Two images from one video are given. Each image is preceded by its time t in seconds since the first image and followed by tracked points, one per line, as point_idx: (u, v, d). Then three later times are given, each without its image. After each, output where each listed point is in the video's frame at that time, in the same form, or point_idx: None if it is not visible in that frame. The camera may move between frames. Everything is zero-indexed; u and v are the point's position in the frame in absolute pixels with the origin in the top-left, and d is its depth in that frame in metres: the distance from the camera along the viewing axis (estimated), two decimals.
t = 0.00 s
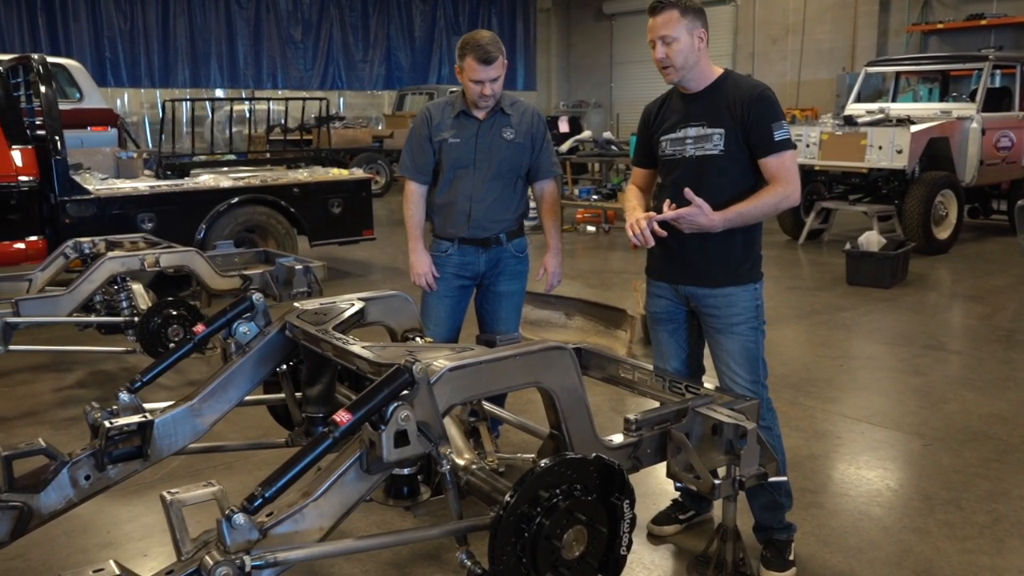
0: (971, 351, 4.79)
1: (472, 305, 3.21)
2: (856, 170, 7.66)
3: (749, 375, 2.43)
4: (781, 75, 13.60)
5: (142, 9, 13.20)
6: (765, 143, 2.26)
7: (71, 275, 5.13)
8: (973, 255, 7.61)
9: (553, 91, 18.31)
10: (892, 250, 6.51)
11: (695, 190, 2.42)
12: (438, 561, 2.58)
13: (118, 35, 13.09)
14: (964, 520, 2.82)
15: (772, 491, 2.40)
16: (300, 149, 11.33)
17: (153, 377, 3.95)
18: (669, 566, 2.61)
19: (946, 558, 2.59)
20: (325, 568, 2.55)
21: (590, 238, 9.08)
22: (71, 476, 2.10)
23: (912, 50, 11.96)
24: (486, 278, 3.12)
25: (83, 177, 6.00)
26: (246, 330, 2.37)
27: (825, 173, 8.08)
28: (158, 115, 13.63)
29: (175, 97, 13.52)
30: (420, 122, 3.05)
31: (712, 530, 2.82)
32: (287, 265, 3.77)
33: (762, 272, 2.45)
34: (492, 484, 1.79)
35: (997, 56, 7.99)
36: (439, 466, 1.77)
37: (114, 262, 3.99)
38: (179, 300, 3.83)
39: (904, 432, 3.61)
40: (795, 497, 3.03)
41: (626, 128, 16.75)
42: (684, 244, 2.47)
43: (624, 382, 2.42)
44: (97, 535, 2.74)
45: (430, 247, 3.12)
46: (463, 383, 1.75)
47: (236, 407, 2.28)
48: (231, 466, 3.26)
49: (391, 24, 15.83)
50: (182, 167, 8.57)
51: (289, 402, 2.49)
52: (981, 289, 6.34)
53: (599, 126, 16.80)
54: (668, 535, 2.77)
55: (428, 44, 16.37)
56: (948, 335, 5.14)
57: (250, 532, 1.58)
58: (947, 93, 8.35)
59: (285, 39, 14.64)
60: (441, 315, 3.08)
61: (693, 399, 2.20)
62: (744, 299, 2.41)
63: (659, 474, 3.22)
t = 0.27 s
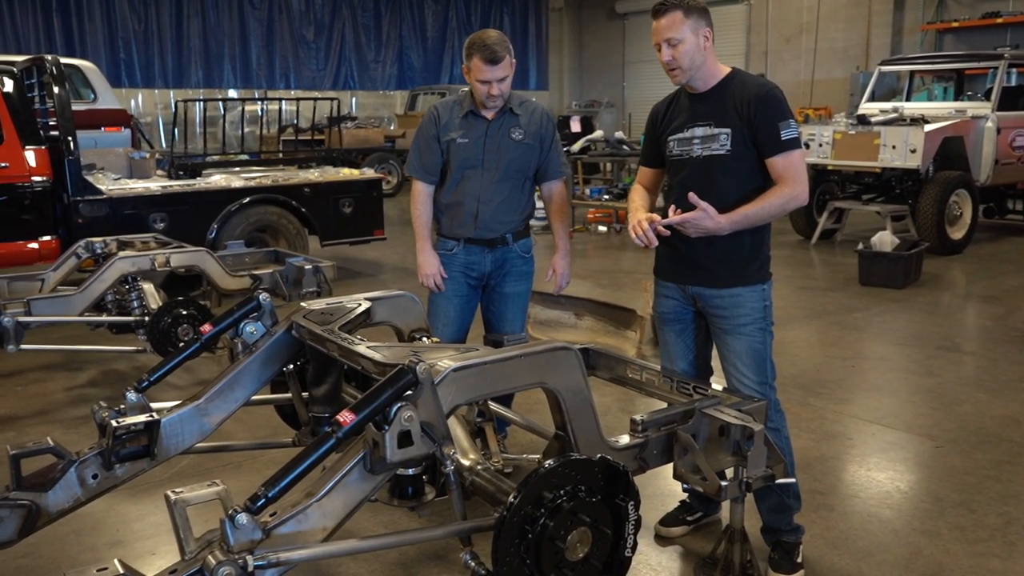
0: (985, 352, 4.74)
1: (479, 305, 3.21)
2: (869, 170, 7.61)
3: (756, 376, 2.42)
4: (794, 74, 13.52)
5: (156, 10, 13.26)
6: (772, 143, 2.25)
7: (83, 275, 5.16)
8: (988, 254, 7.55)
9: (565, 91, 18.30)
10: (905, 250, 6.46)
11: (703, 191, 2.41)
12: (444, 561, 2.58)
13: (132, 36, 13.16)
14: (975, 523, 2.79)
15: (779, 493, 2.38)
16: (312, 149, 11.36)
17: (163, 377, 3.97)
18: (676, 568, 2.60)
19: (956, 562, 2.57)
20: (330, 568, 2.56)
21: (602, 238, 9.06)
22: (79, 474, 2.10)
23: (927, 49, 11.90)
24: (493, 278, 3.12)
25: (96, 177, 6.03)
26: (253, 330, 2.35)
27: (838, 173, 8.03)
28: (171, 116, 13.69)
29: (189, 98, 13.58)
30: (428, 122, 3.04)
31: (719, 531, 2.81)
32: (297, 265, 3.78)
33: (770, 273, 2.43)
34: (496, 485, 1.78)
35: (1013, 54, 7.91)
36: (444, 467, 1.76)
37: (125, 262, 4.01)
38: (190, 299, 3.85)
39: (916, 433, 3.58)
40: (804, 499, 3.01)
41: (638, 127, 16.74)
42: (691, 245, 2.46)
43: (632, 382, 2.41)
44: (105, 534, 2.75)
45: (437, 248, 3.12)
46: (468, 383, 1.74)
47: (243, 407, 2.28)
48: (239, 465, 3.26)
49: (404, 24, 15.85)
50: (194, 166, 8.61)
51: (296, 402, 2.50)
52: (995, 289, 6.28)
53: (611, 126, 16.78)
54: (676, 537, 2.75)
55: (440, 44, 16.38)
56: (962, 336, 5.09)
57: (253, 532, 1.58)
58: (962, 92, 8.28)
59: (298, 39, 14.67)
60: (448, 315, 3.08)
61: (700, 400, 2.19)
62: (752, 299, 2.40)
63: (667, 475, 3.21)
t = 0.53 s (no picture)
0: (998, 353, 4.70)
1: (480, 306, 3.21)
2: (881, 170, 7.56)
3: (764, 377, 2.40)
4: (807, 74, 13.43)
5: (168, 11, 13.30)
6: (778, 142, 2.23)
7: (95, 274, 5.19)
8: (1001, 255, 7.49)
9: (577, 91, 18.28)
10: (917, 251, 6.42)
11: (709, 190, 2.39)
12: (450, 561, 2.58)
13: (145, 36, 13.20)
14: (985, 526, 2.76)
15: (787, 495, 2.37)
16: (324, 149, 11.38)
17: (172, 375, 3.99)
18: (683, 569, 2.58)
19: (965, 565, 2.54)
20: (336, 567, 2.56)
21: (612, 238, 9.05)
22: (85, 473, 2.12)
23: (941, 48, 11.83)
24: (494, 280, 3.12)
25: (107, 177, 6.06)
26: (259, 330, 2.38)
27: (850, 173, 8.00)
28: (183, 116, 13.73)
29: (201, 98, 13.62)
30: (429, 121, 3.02)
31: (727, 532, 2.80)
32: (306, 265, 3.79)
33: (778, 273, 2.41)
34: (501, 485, 1.78)
35: None
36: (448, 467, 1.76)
37: (135, 261, 4.02)
38: (199, 299, 3.86)
39: (926, 435, 3.55)
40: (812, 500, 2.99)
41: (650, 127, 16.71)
42: (698, 245, 2.44)
43: (639, 383, 2.40)
44: (113, 532, 2.76)
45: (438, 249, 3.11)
46: (472, 383, 1.74)
47: (249, 406, 2.28)
48: (248, 464, 3.27)
49: (415, 24, 15.85)
50: (205, 166, 8.63)
51: (302, 402, 2.50)
52: (1008, 290, 6.23)
53: (623, 126, 16.75)
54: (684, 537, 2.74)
55: (451, 44, 16.37)
56: (974, 337, 5.05)
57: (256, 531, 1.58)
58: (975, 91, 8.22)
59: (309, 39, 14.69)
60: (449, 317, 3.08)
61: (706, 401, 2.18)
62: (760, 299, 2.38)
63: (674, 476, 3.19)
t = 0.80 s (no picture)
0: (1005, 354, 4.68)
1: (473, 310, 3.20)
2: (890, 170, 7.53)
3: (768, 378, 2.39)
4: (815, 74, 13.38)
5: (176, 11, 13.24)
6: (779, 140, 2.21)
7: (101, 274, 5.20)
8: (1009, 255, 7.46)
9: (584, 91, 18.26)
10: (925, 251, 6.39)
11: (716, 191, 2.39)
12: (452, 561, 2.58)
13: (153, 37, 13.13)
14: (991, 527, 2.75)
15: (790, 496, 2.36)
16: (332, 149, 11.36)
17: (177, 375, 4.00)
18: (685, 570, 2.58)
19: (971, 567, 2.53)
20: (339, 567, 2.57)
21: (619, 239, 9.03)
22: (88, 473, 2.14)
23: (948, 48, 11.81)
24: (486, 283, 3.11)
25: (114, 177, 6.07)
26: (262, 329, 2.34)
27: (857, 173, 7.98)
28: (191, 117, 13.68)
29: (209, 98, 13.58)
30: (410, 125, 2.98)
31: (731, 534, 2.79)
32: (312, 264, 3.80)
33: (783, 273, 2.40)
34: (503, 486, 1.78)
35: None
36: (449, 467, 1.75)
37: (141, 261, 4.02)
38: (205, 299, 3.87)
39: (933, 436, 3.53)
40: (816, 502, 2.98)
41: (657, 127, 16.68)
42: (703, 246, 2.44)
43: (643, 383, 2.40)
44: (118, 532, 2.76)
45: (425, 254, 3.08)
46: (474, 383, 1.74)
47: (252, 407, 2.27)
48: (252, 464, 3.27)
49: (423, 24, 15.81)
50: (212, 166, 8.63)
51: (306, 402, 2.50)
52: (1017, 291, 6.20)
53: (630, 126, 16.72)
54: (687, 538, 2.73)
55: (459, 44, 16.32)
56: (982, 338, 5.03)
57: (257, 531, 1.58)
58: (984, 91, 8.19)
59: (317, 39, 14.65)
60: (443, 322, 3.07)
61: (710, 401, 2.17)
62: (765, 300, 2.37)
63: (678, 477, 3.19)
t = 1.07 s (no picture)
0: (1008, 357, 4.67)
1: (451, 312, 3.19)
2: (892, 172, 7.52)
3: (771, 380, 2.39)
4: (818, 77, 13.36)
5: (179, 12, 13.24)
6: (779, 138, 2.19)
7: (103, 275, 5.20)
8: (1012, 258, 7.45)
9: (586, 93, 18.26)
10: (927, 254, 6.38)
11: (721, 192, 2.38)
12: (452, 563, 2.58)
13: (156, 38, 13.14)
14: (993, 532, 2.74)
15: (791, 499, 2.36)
16: (334, 150, 11.36)
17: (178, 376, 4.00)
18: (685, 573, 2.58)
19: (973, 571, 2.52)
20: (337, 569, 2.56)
21: (621, 241, 9.02)
22: (88, 474, 2.14)
23: (951, 50, 11.80)
24: (464, 284, 3.11)
25: (117, 178, 6.07)
26: (262, 331, 2.37)
27: (860, 175, 7.98)
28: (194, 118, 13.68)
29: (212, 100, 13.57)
30: (378, 127, 2.94)
31: (731, 536, 2.79)
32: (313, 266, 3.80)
33: (786, 275, 2.40)
34: (503, 488, 1.77)
35: None
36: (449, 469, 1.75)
37: (142, 263, 4.02)
38: (206, 300, 3.87)
39: (935, 439, 3.53)
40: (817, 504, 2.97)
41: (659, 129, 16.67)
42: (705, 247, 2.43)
43: (644, 386, 2.39)
44: (118, 534, 2.76)
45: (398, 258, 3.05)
46: (475, 384, 1.73)
47: (251, 409, 2.27)
48: (253, 465, 3.27)
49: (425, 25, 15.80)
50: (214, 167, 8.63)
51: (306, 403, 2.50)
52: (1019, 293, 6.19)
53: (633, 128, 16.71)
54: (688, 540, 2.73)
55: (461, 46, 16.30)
56: (984, 341, 5.02)
57: (255, 534, 1.57)
58: (987, 93, 8.17)
59: (319, 41, 14.64)
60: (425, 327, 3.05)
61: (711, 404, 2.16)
62: (768, 302, 2.37)
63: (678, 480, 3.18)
